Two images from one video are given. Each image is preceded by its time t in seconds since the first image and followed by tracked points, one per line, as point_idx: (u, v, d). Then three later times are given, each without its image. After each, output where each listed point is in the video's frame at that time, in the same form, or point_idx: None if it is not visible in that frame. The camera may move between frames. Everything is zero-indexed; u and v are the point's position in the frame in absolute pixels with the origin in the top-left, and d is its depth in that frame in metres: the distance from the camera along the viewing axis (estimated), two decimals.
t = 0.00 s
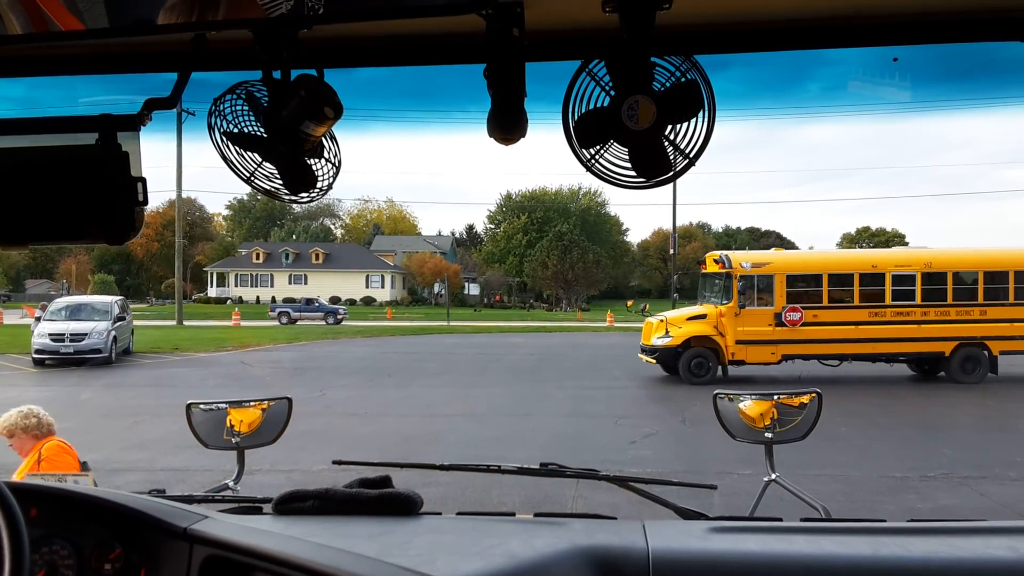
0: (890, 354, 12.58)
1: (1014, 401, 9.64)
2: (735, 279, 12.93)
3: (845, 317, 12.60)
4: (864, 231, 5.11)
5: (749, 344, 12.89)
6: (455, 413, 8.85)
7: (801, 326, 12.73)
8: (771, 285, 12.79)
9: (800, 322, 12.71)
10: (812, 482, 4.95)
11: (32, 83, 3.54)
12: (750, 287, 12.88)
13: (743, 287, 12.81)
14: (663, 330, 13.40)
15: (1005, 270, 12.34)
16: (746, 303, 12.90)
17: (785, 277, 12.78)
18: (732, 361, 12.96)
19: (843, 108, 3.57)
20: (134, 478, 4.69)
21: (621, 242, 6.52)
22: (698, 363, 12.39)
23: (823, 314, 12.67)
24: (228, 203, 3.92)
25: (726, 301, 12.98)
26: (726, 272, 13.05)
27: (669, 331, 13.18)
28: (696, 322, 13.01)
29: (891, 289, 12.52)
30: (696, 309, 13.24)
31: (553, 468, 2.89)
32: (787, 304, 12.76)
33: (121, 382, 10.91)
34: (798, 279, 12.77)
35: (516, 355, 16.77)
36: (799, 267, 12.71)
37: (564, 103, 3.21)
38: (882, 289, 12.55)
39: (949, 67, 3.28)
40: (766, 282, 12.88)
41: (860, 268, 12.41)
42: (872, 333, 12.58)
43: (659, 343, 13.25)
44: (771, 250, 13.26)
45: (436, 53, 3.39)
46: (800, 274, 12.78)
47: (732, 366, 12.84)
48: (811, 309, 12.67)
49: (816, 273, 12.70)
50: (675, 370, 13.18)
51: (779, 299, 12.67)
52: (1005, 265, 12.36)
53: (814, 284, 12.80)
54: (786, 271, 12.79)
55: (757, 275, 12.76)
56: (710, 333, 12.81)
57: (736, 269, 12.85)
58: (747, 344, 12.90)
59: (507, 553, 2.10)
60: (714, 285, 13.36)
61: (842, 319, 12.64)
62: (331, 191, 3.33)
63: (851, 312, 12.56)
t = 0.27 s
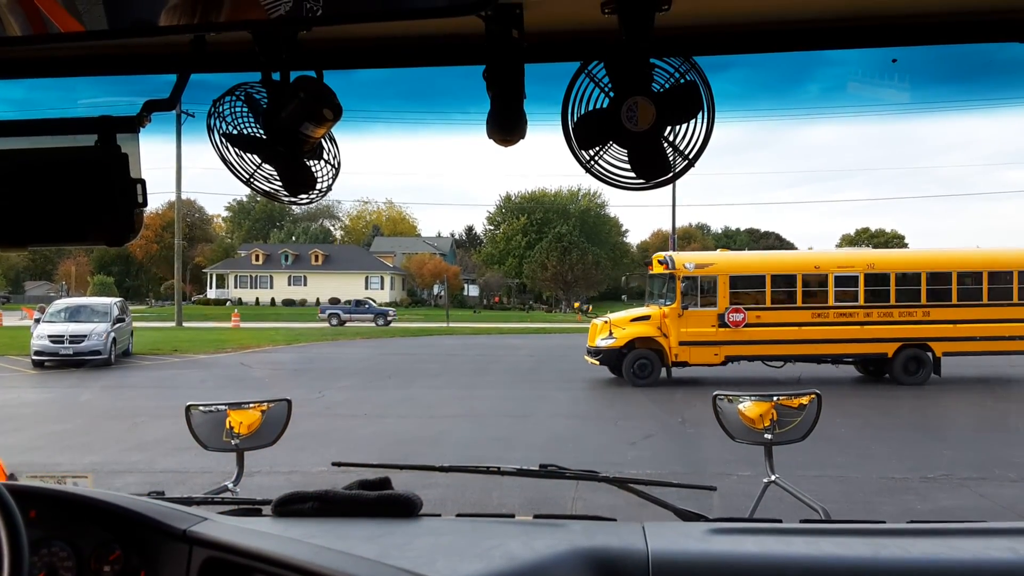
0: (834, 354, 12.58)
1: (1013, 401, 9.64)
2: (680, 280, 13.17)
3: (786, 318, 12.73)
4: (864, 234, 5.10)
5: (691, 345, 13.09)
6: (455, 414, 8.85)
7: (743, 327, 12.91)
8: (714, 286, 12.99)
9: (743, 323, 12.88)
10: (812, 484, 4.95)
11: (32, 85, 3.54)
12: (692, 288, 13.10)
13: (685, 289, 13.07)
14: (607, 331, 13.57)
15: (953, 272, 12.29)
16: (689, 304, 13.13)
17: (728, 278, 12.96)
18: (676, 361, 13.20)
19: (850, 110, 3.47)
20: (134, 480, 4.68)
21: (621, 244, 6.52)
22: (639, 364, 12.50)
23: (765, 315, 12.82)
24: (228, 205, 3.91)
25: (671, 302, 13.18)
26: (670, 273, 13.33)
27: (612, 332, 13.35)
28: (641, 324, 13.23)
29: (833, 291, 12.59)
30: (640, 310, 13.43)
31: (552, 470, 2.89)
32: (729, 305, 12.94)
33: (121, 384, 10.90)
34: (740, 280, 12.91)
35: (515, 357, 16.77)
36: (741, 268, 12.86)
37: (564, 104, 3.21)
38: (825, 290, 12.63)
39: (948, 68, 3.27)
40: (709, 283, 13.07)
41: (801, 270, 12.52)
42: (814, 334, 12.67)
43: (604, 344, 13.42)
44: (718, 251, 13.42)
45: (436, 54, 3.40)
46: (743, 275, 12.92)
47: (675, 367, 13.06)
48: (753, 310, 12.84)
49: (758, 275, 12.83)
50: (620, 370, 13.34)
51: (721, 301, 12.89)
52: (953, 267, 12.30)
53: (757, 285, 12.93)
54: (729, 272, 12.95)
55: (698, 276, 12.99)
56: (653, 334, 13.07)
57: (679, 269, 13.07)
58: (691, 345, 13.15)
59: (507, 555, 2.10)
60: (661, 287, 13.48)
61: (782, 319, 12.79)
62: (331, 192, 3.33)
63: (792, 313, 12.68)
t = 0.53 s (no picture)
0: (778, 356, 12.92)
1: (1013, 403, 9.64)
2: (623, 282, 13.20)
3: (728, 320, 12.92)
4: (863, 236, 5.09)
5: (633, 347, 13.09)
6: (455, 415, 8.84)
7: (685, 329, 13.01)
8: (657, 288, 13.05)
9: (686, 325, 13.00)
10: (812, 485, 4.94)
11: (33, 86, 3.54)
12: (636, 290, 13.16)
13: (627, 290, 13.12)
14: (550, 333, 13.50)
15: (894, 273, 12.67)
16: (632, 306, 13.12)
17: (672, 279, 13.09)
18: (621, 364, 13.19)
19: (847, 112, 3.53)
20: (134, 481, 4.68)
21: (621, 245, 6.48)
22: (582, 364, 12.40)
23: (709, 317, 12.98)
24: (228, 206, 3.91)
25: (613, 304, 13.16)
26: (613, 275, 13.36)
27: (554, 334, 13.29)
28: (583, 325, 13.16)
29: (777, 292, 12.86)
30: (581, 312, 13.40)
31: (553, 471, 2.89)
32: (672, 306, 13.05)
33: (121, 385, 10.90)
34: (684, 282, 13.08)
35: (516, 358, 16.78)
36: (685, 270, 13.03)
37: (564, 106, 3.21)
38: (769, 291, 12.89)
39: (948, 70, 3.28)
40: (653, 284, 13.17)
41: (745, 271, 12.76)
42: (756, 335, 12.90)
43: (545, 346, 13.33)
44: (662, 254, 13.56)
45: (436, 55, 3.40)
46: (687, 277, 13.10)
47: (619, 369, 13.05)
48: (696, 312, 12.97)
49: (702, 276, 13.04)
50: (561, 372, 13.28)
51: (664, 303, 12.95)
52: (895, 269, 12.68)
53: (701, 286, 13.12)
54: (672, 273, 13.12)
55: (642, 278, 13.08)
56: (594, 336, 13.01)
57: (623, 271, 13.16)
58: (634, 347, 13.15)
59: (507, 556, 2.10)
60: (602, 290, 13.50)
61: (723, 322, 12.97)
62: (331, 193, 3.33)
63: (735, 315, 12.90)
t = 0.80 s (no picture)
0: (721, 358, 12.84)
1: (1014, 404, 9.62)
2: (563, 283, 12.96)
3: (671, 321, 12.76)
4: (863, 236, 5.06)
5: (574, 349, 12.87)
6: (455, 417, 8.83)
7: (627, 330, 12.82)
8: (598, 290, 12.88)
9: (625, 326, 12.81)
10: (813, 486, 4.93)
11: (34, 87, 3.54)
12: (577, 291, 12.95)
13: (567, 291, 12.90)
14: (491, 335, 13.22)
15: (838, 275, 12.63)
16: (573, 307, 12.90)
17: (612, 280, 12.90)
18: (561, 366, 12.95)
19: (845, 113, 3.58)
20: (134, 483, 4.67)
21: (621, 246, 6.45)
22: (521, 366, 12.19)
23: (650, 318, 12.83)
24: (228, 208, 3.90)
25: (554, 305, 12.94)
26: (552, 276, 13.12)
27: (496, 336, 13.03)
28: (525, 327, 12.94)
29: (717, 293, 12.76)
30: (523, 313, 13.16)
31: (553, 472, 2.90)
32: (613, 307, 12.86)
33: (121, 387, 10.90)
34: (625, 282, 12.91)
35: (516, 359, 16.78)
36: (625, 271, 12.87)
37: (564, 107, 3.21)
38: (710, 292, 12.78)
39: (948, 72, 3.30)
40: (593, 285, 12.97)
41: (687, 272, 12.64)
42: (698, 336, 12.79)
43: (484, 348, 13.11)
44: (603, 256, 13.38)
45: (436, 56, 3.40)
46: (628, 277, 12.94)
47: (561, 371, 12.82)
48: (636, 313, 12.79)
49: (642, 277, 12.90)
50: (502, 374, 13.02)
51: (605, 304, 12.74)
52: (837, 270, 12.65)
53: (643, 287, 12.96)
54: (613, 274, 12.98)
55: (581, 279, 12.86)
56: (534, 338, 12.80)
57: (563, 271, 12.94)
58: (575, 349, 12.92)
59: (507, 557, 2.10)
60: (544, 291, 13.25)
61: (667, 323, 12.81)
62: (331, 195, 3.33)
63: (677, 316, 12.77)
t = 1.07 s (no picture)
0: (663, 358, 12.97)
1: (1012, 404, 9.63)
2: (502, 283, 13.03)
3: (611, 321, 12.85)
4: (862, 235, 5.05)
5: (513, 349, 12.94)
6: (454, 417, 8.82)
7: (567, 331, 12.92)
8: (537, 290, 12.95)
9: (565, 326, 12.91)
10: (812, 486, 4.93)
11: (34, 86, 3.54)
12: (514, 291, 13.00)
13: (506, 291, 12.95)
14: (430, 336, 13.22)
15: (776, 275, 12.75)
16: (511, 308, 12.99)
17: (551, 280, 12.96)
18: (502, 366, 13.01)
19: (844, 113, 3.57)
20: (133, 482, 4.67)
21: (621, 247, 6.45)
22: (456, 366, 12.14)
23: (590, 318, 12.92)
24: (227, 207, 3.90)
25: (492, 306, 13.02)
26: (492, 275, 13.17)
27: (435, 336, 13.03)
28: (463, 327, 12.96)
29: (658, 293, 12.87)
30: (463, 314, 13.20)
31: (552, 472, 2.90)
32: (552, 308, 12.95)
33: (120, 386, 10.90)
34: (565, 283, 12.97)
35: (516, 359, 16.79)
36: (559, 271, 12.90)
37: (563, 107, 3.21)
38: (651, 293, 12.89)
39: (948, 71, 3.30)
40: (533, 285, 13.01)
41: (626, 273, 12.73)
42: (639, 337, 12.91)
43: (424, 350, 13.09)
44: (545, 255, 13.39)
45: (435, 56, 3.40)
46: (570, 277, 12.98)
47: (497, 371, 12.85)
48: (576, 313, 12.88)
49: (585, 277, 12.94)
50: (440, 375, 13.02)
51: (544, 305, 12.84)
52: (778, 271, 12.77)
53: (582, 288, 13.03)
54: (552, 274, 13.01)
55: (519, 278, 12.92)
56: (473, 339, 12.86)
57: (502, 271, 12.95)
58: (514, 350, 13.00)
59: (507, 557, 2.10)
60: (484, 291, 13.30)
61: (606, 323, 12.91)
62: (331, 195, 3.32)
63: (617, 317, 12.87)
